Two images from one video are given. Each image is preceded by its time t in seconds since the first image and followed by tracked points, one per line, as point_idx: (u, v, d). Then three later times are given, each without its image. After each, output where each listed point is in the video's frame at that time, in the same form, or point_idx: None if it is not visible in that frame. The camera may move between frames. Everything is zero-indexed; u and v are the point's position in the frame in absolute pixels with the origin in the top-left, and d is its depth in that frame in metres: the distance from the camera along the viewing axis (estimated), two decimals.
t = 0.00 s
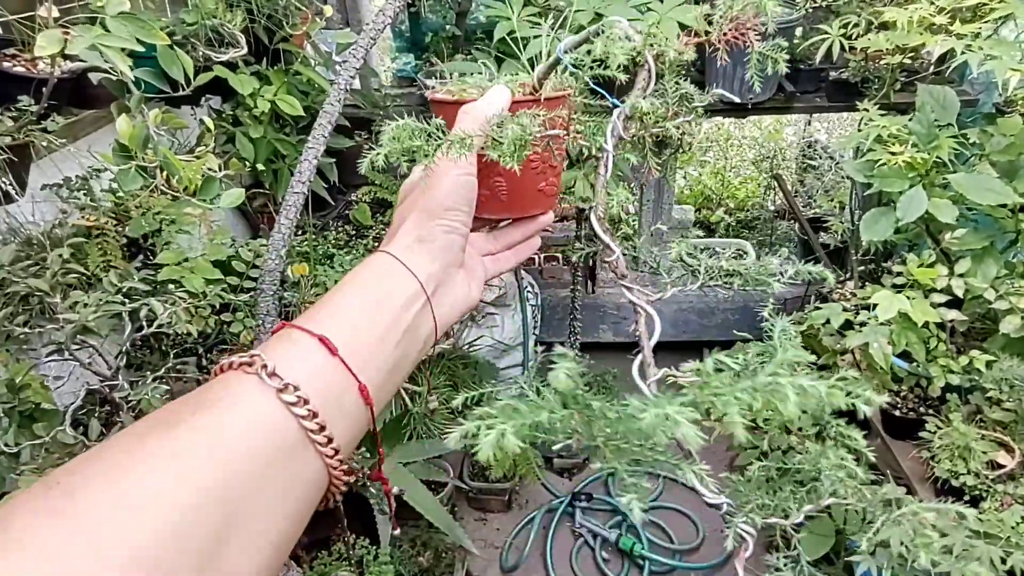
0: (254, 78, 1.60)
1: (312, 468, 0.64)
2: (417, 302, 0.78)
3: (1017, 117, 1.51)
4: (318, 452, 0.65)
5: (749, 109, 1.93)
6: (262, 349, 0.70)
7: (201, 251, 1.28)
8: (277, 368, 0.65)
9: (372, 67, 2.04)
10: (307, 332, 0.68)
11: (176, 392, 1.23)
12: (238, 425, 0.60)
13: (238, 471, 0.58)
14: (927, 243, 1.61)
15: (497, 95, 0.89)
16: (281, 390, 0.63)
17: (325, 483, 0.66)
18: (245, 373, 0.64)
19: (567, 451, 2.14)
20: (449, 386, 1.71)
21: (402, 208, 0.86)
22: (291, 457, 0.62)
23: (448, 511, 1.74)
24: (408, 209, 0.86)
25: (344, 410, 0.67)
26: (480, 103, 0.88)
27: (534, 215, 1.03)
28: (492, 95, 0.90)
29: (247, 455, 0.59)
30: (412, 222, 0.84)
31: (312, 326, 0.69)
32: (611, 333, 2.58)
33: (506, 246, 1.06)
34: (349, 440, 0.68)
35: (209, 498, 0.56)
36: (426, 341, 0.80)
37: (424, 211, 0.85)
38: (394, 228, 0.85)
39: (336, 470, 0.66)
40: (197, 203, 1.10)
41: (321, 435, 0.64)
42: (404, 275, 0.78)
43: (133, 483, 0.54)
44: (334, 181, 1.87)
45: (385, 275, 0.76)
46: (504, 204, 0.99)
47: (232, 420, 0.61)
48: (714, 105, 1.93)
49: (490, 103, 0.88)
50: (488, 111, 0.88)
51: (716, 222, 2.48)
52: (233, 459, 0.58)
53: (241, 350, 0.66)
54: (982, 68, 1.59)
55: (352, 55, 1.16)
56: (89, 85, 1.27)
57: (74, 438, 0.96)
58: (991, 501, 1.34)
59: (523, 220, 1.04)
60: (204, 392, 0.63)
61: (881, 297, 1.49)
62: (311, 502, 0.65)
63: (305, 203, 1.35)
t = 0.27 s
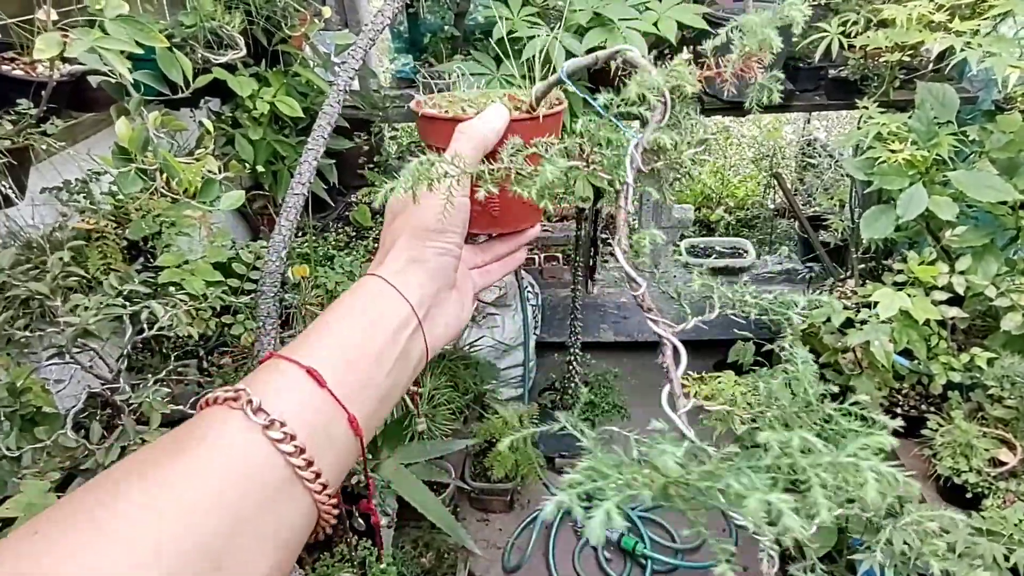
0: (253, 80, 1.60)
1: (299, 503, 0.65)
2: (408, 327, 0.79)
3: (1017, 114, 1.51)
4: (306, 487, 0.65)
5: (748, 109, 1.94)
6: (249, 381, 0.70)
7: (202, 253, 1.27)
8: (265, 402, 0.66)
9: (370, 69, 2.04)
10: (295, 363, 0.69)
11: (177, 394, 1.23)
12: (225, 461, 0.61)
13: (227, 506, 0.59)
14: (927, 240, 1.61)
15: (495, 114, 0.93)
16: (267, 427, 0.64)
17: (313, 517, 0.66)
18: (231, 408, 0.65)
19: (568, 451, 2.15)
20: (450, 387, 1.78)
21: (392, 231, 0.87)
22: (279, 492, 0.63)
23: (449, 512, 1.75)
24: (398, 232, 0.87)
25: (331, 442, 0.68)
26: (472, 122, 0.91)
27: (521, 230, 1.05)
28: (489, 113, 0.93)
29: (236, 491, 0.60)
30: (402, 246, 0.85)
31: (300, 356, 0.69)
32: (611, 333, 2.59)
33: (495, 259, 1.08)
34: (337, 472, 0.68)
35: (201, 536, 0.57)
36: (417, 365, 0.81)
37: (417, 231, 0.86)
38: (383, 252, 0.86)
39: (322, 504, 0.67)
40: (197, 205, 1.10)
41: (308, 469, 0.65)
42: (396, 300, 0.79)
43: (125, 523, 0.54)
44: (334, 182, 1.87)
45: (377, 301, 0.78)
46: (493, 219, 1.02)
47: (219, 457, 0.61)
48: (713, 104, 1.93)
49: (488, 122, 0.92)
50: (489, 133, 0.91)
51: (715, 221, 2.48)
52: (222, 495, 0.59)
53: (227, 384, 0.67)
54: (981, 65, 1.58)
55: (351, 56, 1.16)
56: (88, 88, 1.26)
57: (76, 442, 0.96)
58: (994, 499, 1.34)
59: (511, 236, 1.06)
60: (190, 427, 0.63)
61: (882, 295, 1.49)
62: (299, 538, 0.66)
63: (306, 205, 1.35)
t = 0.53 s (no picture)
0: (252, 80, 1.60)
1: (303, 553, 0.61)
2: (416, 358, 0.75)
3: (1018, 112, 1.51)
4: (310, 534, 0.61)
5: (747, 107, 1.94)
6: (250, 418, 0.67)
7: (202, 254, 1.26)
8: (265, 446, 0.62)
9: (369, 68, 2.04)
10: (299, 401, 0.65)
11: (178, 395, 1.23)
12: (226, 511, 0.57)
13: (224, 562, 0.55)
14: (928, 238, 1.61)
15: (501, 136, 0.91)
16: (269, 472, 0.60)
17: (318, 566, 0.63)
18: (233, 451, 0.61)
19: (570, 450, 2.14)
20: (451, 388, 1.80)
21: (397, 255, 0.84)
22: (281, 543, 0.59)
23: (451, 511, 1.75)
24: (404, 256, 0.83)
25: (338, 485, 0.64)
26: (481, 146, 0.90)
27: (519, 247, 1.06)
28: (497, 135, 0.91)
29: (236, 544, 0.56)
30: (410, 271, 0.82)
31: (304, 394, 0.65)
32: (611, 333, 2.58)
33: (488, 276, 1.08)
34: (343, 517, 0.65)
35: None
36: (425, 397, 0.78)
37: (426, 256, 0.83)
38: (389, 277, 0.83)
39: (329, 551, 0.63)
40: (197, 205, 1.09)
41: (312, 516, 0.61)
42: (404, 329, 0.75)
43: None
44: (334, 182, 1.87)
45: (384, 331, 0.74)
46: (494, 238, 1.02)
47: (219, 506, 0.58)
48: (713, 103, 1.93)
49: (494, 145, 0.90)
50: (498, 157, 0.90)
51: (715, 220, 2.48)
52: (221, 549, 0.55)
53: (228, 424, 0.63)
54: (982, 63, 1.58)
55: (350, 56, 1.15)
56: (87, 88, 1.26)
57: (77, 443, 0.96)
58: (997, 497, 1.34)
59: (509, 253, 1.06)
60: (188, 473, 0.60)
61: (884, 294, 1.48)
62: None
63: (306, 205, 1.35)
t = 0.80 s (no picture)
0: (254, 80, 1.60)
1: None
2: (424, 381, 0.74)
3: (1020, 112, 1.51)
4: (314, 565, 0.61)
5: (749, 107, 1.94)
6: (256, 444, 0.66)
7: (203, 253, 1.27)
8: (270, 476, 0.61)
9: (370, 68, 2.04)
10: (304, 429, 0.64)
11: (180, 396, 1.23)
12: (231, 544, 0.57)
13: None
14: (930, 238, 1.61)
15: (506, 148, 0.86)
16: (274, 504, 0.60)
17: None
18: (237, 483, 0.61)
19: (570, 450, 2.16)
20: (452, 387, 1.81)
21: (404, 270, 0.82)
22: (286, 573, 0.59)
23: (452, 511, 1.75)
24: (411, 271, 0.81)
25: (342, 515, 0.64)
26: (484, 162, 0.85)
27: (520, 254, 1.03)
28: (500, 150, 0.86)
29: None
30: (419, 287, 0.79)
31: (310, 422, 0.65)
32: (611, 333, 2.57)
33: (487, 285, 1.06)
34: (347, 545, 0.65)
35: None
36: (433, 417, 0.77)
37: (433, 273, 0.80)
38: (396, 292, 0.81)
39: None
40: (198, 206, 1.09)
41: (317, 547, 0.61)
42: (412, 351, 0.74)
43: None
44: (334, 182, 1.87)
45: (392, 353, 0.73)
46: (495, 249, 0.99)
47: (224, 540, 0.58)
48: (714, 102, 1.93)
49: (500, 158, 0.86)
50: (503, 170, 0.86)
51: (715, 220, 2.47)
52: None
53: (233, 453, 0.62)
54: (984, 63, 1.58)
55: (351, 55, 1.15)
56: (88, 88, 1.26)
57: (78, 444, 0.96)
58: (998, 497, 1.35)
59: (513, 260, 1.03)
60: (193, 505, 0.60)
61: (886, 294, 1.48)
62: None
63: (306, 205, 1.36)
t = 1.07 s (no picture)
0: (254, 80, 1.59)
1: None
2: (432, 403, 0.75)
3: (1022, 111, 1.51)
4: None
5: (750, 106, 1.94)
6: (268, 467, 0.68)
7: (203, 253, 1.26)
8: (278, 504, 0.63)
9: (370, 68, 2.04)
10: (313, 456, 0.66)
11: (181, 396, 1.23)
12: (241, 572, 0.60)
13: None
14: (932, 238, 1.60)
15: (516, 162, 0.85)
16: (282, 535, 0.61)
17: None
18: (247, 511, 0.63)
19: (571, 450, 2.16)
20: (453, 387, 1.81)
21: (413, 288, 0.82)
22: None
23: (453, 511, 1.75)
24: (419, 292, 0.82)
25: (352, 540, 0.66)
26: (493, 179, 0.83)
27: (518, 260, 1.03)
28: (511, 166, 0.84)
29: None
30: (427, 308, 0.80)
31: (319, 449, 0.66)
32: (612, 332, 2.57)
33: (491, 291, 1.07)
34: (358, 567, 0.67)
35: None
36: (444, 436, 0.78)
37: (443, 292, 0.81)
38: (405, 312, 0.82)
39: None
40: (199, 205, 1.09)
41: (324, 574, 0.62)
42: (420, 374, 0.75)
43: None
44: (335, 182, 1.87)
45: (400, 377, 0.74)
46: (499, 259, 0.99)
47: (234, 567, 0.60)
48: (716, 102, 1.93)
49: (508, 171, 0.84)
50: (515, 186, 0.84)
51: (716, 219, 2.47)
52: None
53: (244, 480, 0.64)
54: (987, 62, 1.57)
55: (353, 55, 1.15)
56: (89, 88, 1.26)
57: (79, 445, 0.95)
58: (1002, 498, 1.34)
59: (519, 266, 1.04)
60: (205, 532, 0.62)
61: (889, 294, 1.48)
62: None
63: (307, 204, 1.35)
